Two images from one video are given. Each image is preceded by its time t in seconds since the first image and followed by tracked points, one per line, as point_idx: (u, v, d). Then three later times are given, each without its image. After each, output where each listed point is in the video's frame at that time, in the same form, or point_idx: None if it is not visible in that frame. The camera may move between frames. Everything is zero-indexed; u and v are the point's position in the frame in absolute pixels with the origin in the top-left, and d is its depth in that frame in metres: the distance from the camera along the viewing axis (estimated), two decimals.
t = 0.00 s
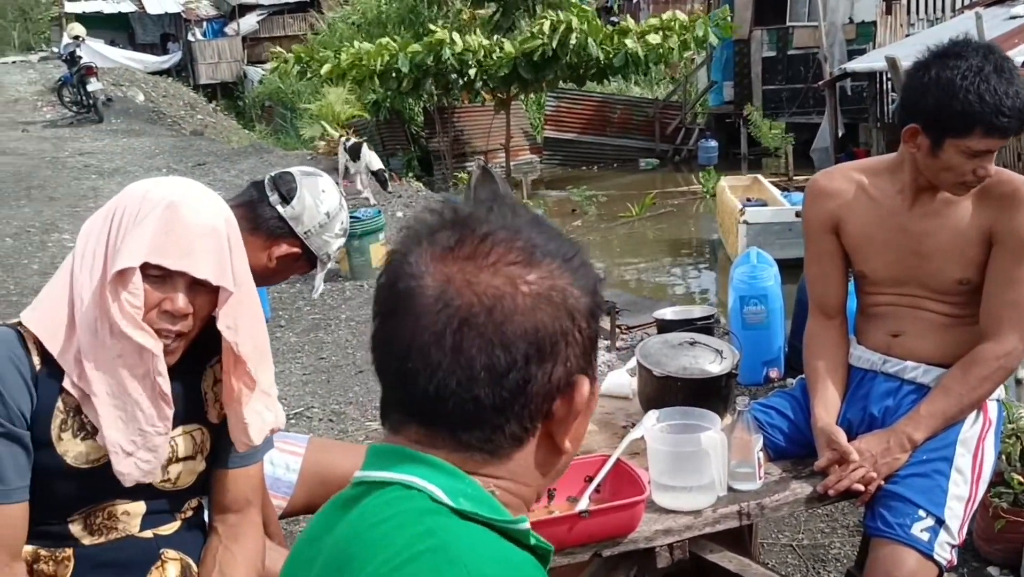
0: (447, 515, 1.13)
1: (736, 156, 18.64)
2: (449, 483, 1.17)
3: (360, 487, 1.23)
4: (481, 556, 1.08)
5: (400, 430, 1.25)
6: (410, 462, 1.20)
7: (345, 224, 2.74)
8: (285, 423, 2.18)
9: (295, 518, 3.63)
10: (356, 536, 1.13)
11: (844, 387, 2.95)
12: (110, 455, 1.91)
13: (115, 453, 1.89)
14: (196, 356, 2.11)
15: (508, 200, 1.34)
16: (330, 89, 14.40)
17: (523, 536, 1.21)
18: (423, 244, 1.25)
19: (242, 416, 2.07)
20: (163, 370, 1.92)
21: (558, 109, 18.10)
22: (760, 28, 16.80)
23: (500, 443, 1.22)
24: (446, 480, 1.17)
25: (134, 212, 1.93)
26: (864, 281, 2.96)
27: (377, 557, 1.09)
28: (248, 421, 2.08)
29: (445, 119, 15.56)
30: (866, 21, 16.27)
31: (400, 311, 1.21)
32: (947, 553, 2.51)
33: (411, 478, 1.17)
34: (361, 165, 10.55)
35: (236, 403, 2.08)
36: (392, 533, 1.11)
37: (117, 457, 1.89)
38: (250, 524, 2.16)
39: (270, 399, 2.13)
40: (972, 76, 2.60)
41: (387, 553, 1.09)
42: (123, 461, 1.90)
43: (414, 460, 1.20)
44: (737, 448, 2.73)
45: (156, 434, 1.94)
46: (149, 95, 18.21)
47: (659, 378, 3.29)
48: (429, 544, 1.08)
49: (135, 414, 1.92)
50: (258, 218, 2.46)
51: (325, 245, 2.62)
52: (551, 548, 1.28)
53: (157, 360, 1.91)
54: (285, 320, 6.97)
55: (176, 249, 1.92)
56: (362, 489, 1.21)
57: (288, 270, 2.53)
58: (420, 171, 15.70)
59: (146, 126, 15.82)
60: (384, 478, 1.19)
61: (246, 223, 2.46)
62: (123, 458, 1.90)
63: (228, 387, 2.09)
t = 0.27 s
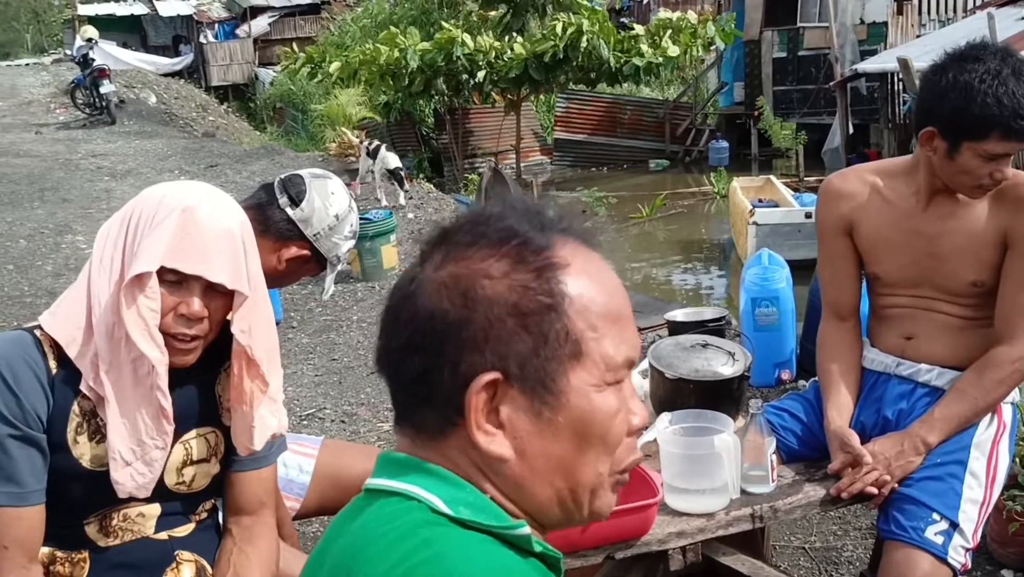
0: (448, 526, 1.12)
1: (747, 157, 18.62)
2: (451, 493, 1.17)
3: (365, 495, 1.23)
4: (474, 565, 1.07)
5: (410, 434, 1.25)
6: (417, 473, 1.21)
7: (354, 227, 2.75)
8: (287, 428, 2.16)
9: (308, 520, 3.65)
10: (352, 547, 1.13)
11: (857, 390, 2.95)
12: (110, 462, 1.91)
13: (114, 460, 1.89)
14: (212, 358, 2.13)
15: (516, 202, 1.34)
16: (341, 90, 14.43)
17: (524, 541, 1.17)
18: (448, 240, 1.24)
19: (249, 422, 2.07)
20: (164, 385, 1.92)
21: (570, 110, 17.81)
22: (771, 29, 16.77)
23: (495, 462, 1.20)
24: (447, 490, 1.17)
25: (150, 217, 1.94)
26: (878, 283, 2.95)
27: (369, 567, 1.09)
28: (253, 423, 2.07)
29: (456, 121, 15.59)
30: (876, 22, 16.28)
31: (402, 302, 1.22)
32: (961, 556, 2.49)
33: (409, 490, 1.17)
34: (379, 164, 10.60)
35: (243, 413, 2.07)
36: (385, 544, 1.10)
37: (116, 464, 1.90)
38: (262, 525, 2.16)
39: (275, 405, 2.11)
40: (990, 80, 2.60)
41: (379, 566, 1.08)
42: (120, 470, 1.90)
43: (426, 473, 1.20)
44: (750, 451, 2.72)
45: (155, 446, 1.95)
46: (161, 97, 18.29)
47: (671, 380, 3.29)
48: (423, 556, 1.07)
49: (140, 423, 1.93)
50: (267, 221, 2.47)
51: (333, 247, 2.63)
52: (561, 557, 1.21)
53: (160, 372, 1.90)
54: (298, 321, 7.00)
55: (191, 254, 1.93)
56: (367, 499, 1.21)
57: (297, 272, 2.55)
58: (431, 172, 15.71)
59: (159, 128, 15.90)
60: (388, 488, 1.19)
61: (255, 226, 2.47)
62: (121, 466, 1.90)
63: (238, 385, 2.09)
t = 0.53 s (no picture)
0: (426, 518, 1.12)
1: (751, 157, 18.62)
2: (431, 485, 1.16)
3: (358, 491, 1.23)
4: (447, 557, 1.06)
5: (413, 432, 1.25)
6: (398, 464, 1.20)
7: (358, 225, 2.74)
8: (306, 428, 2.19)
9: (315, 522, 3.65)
10: (343, 541, 1.13)
11: (865, 391, 2.95)
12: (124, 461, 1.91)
13: (129, 461, 1.89)
14: (222, 358, 2.13)
15: (512, 202, 1.34)
16: (347, 92, 14.47)
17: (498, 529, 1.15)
18: (421, 247, 1.26)
19: (262, 423, 2.08)
20: (178, 386, 1.93)
21: (574, 111, 17.82)
22: (776, 30, 16.77)
23: (439, 435, 1.21)
24: (426, 482, 1.17)
25: (161, 219, 1.94)
26: (884, 284, 2.95)
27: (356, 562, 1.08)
28: (276, 423, 2.09)
29: (461, 122, 15.59)
30: (881, 23, 16.25)
31: (408, 307, 1.23)
32: (967, 556, 2.49)
33: (390, 480, 1.17)
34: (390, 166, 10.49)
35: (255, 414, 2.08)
36: (374, 540, 1.09)
37: (130, 464, 1.89)
38: (271, 526, 2.17)
39: (293, 405, 2.14)
40: (997, 83, 2.59)
41: (365, 561, 1.07)
42: (135, 470, 1.90)
43: (404, 465, 1.20)
44: (757, 453, 2.72)
45: (170, 446, 1.95)
46: (166, 98, 18.32)
47: (678, 381, 3.29)
48: (407, 550, 1.06)
49: (153, 424, 1.93)
50: (270, 221, 2.49)
51: (337, 246, 2.63)
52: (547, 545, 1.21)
53: (174, 372, 1.91)
54: (303, 323, 7.00)
55: (203, 255, 1.93)
56: (356, 496, 1.20)
57: (302, 272, 2.55)
58: (435, 173, 15.72)
59: (164, 129, 15.92)
60: (372, 479, 1.20)
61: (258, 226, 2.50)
62: (135, 466, 1.90)
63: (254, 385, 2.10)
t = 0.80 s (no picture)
0: (439, 514, 1.13)
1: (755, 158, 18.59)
2: (443, 482, 1.17)
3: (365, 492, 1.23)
4: (463, 555, 1.09)
5: (415, 430, 1.26)
6: (408, 464, 1.21)
7: (362, 228, 2.76)
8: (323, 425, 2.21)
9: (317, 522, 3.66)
10: (356, 541, 1.13)
11: (866, 392, 2.96)
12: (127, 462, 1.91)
13: (132, 460, 1.89)
14: (227, 358, 2.13)
15: (508, 206, 1.34)
16: (350, 93, 14.47)
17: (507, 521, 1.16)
18: (427, 251, 1.27)
19: (286, 415, 2.11)
20: (182, 386, 1.93)
21: (577, 112, 17.84)
22: (779, 31, 16.75)
23: (447, 432, 1.22)
24: (437, 479, 1.18)
25: (167, 220, 1.95)
26: (882, 287, 2.95)
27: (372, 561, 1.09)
28: (294, 420, 2.12)
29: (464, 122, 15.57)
30: (885, 23, 16.18)
31: (413, 309, 1.23)
32: (962, 555, 2.49)
33: (401, 480, 1.18)
34: (399, 174, 10.26)
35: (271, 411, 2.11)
36: (395, 538, 1.10)
37: (133, 465, 1.90)
38: (275, 528, 2.17)
39: (309, 402, 2.15)
40: (990, 88, 2.59)
41: (384, 560, 1.09)
42: (138, 470, 1.90)
43: (412, 462, 1.20)
44: (759, 455, 2.72)
45: (173, 447, 1.95)
46: (170, 99, 18.33)
47: (681, 383, 3.29)
48: (429, 548, 1.08)
49: (155, 424, 1.93)
50: (274, 224, 2.47)
51: (340, 250, 2.64)
52: (556, 540, 1.23)
53: (177, 373, 1.91)
54: (306, 323, 7.01)
55: (208, 255, 1.94)
56: (366, 494, 1.21)
57: (304, 275, 2.55)
58: (438, 173, 15.70)
59: (167, 130, 15.92)
60: (381, 480, 1.20)
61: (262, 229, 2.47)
62: (138, 466, 1.90)
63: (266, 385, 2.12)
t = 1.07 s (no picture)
0: (447, 519, 1.12)
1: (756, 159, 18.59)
2: (448, 487, 1.17)
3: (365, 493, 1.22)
4: (468, 558, 1.08)
5: (419, 431, 1.26)
6: (414, 466, 1.20)
7: (363, 231, 2.76)
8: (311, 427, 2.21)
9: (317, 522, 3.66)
10: (358, 542, 1.12)
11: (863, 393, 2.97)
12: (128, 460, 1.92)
13: (132, 459, 1.90)
14: (226, 357, 2.14)
15: (516, 208, 1.34)
16: (353, 94, 14.50)
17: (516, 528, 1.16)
18: (439, 250, 1.27)
19: (269, 420, 2.10)
20: (182, 384, 1.94)
21: (579, 112, 17.87)
22: (781, 32, 16.75)
23: (454, 435, 1.22)
24: (443, 483, 1.17)
25: (166, 219, 1.96)
26: (882, 290, 2.94)
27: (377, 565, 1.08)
28: (281, 422, 2.11)
29: (465, 123, 15.59)
30: (886, 24, 16.09)
31: (425, 310, 1.23)
32: (972, 553, 2.50)
33: (404, 482, 1.17)
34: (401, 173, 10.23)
35: (262, 413, 2.10)
36: (400, 540, 1.09)
37: (134, 463, 1.90)
38: (274, 527, 2.17)
39: (298, 404, 2.15)
40: (1005, 97, 2.58)
41: (388, 563, 1.08)
42: (138, 469, 1.91)
43: (416, 464, 1.20)
44: (758, 455, 2.73)
45: (174, 444, 1.95)
46: (172, 99, 18.35)
47: (681, 383, 3.30)
48: (432, 551, 1.07)
49: (156, 421, 1.94)
50: (276, 226, 2.49)
51: (342, 252, 2.64)
52: (561, 545, 1.23)
53: (177, 371, 1.91)
54: (307, 323, 7.02)
55: (207, 254, 1.95)
56: (367, 495, 1.19)
57: (306, 278, 2.56)
58: (440, 174, 15.73)
59: (169, 130, 15.94)
60: (381, 481, 1.19)
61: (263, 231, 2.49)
62: (139, 464, 1.91)
63: (260, 384, 2.11)
